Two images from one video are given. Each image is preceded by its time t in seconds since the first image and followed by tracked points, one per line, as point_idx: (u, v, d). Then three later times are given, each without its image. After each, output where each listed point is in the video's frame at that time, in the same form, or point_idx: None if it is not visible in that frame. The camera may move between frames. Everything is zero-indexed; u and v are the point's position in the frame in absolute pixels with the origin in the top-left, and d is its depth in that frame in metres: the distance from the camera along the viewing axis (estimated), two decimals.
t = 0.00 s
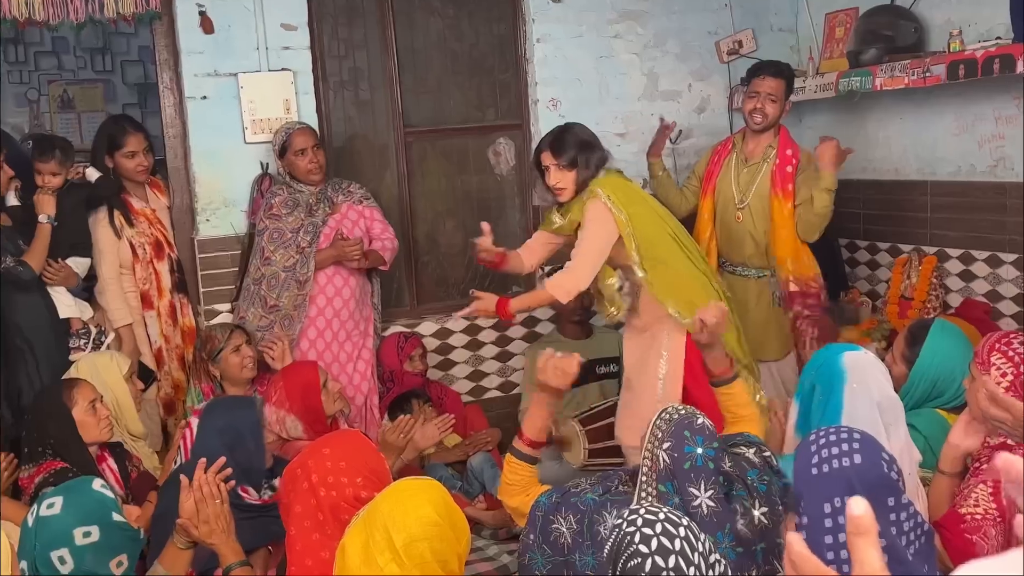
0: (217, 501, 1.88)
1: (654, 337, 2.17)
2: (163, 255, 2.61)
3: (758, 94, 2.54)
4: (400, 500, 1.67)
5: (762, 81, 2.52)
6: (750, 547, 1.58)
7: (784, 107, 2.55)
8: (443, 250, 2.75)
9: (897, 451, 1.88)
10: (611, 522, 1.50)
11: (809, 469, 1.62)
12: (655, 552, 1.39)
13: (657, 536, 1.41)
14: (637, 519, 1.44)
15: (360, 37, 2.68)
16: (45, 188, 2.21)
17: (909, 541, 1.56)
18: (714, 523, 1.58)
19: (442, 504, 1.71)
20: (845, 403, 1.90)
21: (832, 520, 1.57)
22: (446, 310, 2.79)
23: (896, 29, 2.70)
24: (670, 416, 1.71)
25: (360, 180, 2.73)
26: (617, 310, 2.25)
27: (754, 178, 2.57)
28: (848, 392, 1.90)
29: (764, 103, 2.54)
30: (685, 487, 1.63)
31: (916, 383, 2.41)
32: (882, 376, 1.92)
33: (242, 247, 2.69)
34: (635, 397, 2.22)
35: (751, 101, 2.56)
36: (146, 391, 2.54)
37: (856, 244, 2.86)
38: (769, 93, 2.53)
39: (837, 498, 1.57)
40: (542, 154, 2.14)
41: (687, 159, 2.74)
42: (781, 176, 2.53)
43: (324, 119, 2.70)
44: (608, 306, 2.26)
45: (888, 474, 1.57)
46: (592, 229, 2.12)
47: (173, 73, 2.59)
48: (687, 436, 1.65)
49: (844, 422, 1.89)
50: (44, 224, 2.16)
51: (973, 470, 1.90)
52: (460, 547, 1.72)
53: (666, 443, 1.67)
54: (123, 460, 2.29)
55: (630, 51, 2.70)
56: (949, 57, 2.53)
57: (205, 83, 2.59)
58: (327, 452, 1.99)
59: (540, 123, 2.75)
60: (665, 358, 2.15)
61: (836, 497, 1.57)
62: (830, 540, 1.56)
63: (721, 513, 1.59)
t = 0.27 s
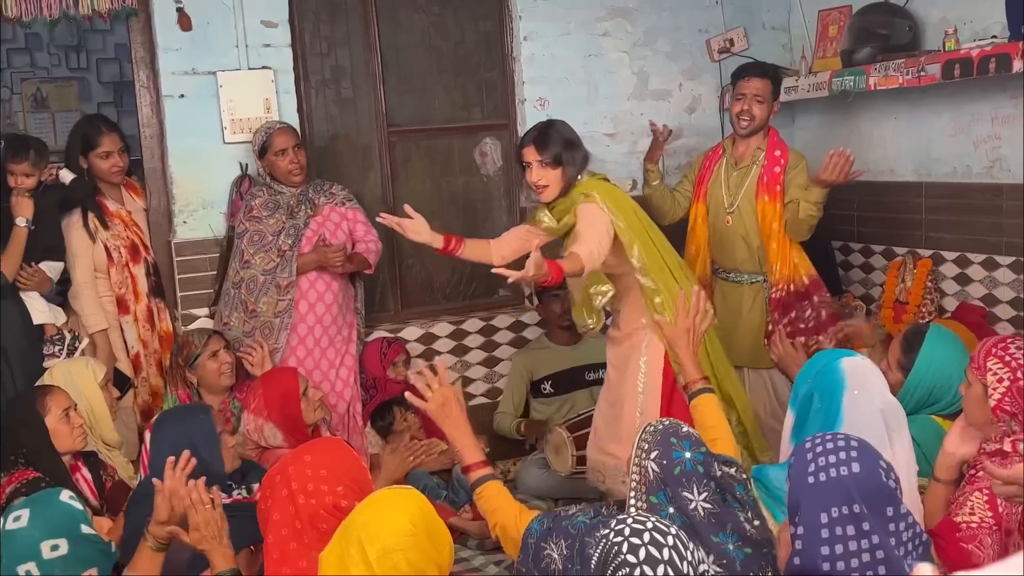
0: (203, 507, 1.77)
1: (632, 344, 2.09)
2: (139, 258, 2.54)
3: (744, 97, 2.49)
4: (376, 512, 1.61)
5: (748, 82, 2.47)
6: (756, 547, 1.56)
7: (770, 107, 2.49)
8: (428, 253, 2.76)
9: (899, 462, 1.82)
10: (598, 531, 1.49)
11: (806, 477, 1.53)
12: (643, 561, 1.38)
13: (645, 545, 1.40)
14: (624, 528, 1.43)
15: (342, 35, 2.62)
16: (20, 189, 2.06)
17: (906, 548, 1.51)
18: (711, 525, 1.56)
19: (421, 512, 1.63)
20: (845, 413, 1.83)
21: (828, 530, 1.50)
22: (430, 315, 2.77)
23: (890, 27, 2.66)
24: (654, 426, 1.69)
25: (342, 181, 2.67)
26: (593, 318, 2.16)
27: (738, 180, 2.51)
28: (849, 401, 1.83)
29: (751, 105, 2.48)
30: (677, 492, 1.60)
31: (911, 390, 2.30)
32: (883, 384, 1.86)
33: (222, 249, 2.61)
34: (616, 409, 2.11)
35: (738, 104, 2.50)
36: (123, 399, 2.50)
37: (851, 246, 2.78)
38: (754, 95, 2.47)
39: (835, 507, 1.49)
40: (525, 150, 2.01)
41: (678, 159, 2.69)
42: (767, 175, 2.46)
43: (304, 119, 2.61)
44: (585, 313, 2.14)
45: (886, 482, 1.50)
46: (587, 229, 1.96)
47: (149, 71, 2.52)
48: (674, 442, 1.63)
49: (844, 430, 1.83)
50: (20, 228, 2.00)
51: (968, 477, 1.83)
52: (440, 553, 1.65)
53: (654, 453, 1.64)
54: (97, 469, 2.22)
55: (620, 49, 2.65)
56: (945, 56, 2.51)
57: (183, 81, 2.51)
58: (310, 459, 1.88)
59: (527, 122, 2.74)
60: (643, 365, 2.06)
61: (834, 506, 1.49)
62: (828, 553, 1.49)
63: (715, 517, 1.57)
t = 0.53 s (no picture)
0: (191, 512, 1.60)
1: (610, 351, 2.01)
2: (116, 259, 2.47)
3: (736, 90, 2.48)
4: (365, 522, 1.56)
5: (739, 75, 2.46)
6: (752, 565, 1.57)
7: (764, 99, 2.48)
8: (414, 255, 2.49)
9: (893, 468, 1.74)
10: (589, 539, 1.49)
11: (801, 484, 1.47)
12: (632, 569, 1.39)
13: (634, 553, 1.40)
14: (612, 536, 1.44)
15: (325, 29, 2.54)
16: None
17: (904, 555, 1.45)
18: (713, 538, 1.55)
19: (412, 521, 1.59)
20: (840, 415, 1.79)
21: (825, 537, 1.43)
22: (416, 317, 2.52)
23: (886, 24, 2.69)
24: (655, 436, 1.67)
25: (320, 178, 2.58)
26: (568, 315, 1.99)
27: (731, 178, 2.48)
28: (842, 403, 1.79)
29: (742, 99, 2.48)
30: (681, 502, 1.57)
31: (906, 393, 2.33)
32: (876, 387, 1.82)
33: (200, 251, 2.60)
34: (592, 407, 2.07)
35: (728, 97, 2.50)
36: (100, 403, 2.40)
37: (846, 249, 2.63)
38: (746, 87, 2.46)
39: (832, 514, 1.43)
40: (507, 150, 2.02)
41: (670, 158, 2.62)
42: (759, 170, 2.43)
43: (286, 116, 2.61)
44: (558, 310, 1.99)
45: (882, 488, 1.44)
46: (574, 223, 1.91)
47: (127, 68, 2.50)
48: (677, 449, 1.60)
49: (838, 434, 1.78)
50: None
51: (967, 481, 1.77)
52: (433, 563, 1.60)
53: (656, 461, 1.61)
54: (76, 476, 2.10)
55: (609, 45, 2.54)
56: (941, 54, 2.50)
57: (162, 78, 2.49)
58: (295, 465, 1.86)
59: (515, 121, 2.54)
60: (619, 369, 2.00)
61: (830, 513, 1.43)
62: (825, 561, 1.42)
63: (719, 529, 1.56)
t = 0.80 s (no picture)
0: (159, 514, 1.58)
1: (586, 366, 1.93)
2: (105, 259, 2.44)
3: (728, 89, 2.43)
4: (352, 525, 1.53)
5: (732, 74, 2.42)
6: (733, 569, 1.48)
7: (757, 100, 2.43)
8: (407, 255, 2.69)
9: (883, 466, 1.75)
10: (576, 541, 1.38)
11: (792, 486, 1.42)
12: (621, 572, 1.29)
13: (622, 553, 1.30)
14: (601, 537, 1.33)
15: (316, 29, 2.53)
16: None
17: (893, 556, 1.41)
18: (699, 534, 1.45)
19: (397, 518, 1.55)
20: (830, 412, 1.74)
21: (816, 541, 1.38)
22: (408, 317, 2.72)
23: (878, 23, 2.50)
24: (650, 423, 1.53)
25: (315, 179, 2.59)
26: (559, 333, 1.89)
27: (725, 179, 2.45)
28: (832, 402, 1.74)
29: (735, 97, 2.42)
30: (673, 496, 1.45)
31: (901, 393, 2.18)
32: (866, 384, 1.77)
33: (190, 251, 2.52)
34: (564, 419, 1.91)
35: (721, 95, 2.45)
36: (88, 404, 2.39)
37: (837, 247, 2.78)
38: (738, 85, 2.42)
39: (823, 517, 1.39)
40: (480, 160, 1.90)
41: (660, 157, 2.84)
42: (754, 173, 2.39)
43: (275, 117, 2.51)
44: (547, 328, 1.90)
45: (874, 490, 1.40)
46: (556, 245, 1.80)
47: (116, 66, 2.43)
48: (671, 443, 1.47)
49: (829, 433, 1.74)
50: None
51: (956, 483, 1.69)
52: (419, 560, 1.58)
53: (650, 453, 1.48)
54: (63, 478, 2.10)
55: (601, 45, 2.73)
56: (932, 52, 2.32)
57: (151, 77, 2.42)
58: (287, 465, 1.83)
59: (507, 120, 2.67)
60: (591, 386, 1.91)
61: (821, 515, 1.38)
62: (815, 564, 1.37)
63: (708, 527, 1.45)
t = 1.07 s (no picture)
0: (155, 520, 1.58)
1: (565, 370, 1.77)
2: (104, 258, 2.43)
3: (728, 83, 2.43)
4: (353, 523, 1.54)
5: (733, 69, 2.43)
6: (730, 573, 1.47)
7: (758, 95, 2.43)
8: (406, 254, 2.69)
9: (880, 460, 1.74)
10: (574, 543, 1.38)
11: (790, 486, 1.43)
12: (620, 570, 1.28)
13: (622, 551, 1.29)
14: (600, 535, 1.33)
15: (316, 28, 2.53)
16: None
17: (896, 557, 1.39)
18: (696, 544, 1.46)
19: (393, 514, 1.56)
20: (828, 409, 1.75)
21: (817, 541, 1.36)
22: (405, 317, 2.71)
23: (876, 21, 2.50)
24: (647, 429, 1.56)
25: (314, 178, 2.58)
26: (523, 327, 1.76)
27: (722, 175, 2.46)
28: (830, 397, 1.75)
29: (735, 91, 2.42)
30: (669, 505, 1.48)
31: (901, 392, 2.17)
32: (865, 382, 1.78)
33: (190, 250, 2.52)
34: (544, 421, 1.76)
35: (721, 90, 2.44)
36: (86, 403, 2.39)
37: (836, 246, 2.79)
38: (740, 81, 2.42)
39: (823, 517, 1.37)
40: (469, 146, 1.78)
41: (660, 156, 2.85)
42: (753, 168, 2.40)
43: (277, 115, 2.52)
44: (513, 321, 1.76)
45: (872, 489, 1.39)
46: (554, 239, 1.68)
47: (116, 65, 2.43)
48: (670, 451, 1.51)
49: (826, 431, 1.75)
50: None
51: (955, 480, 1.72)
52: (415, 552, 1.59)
53: (647, 460, 1.52)
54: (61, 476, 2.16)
55: (600, 44, 2.74)
56: (931, 51, 2.31)
57: (151, 75, 2.42)
58: (286, 459, 1.84)
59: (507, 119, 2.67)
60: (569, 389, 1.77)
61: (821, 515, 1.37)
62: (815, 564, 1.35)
63: (706, 535, 1.46)
